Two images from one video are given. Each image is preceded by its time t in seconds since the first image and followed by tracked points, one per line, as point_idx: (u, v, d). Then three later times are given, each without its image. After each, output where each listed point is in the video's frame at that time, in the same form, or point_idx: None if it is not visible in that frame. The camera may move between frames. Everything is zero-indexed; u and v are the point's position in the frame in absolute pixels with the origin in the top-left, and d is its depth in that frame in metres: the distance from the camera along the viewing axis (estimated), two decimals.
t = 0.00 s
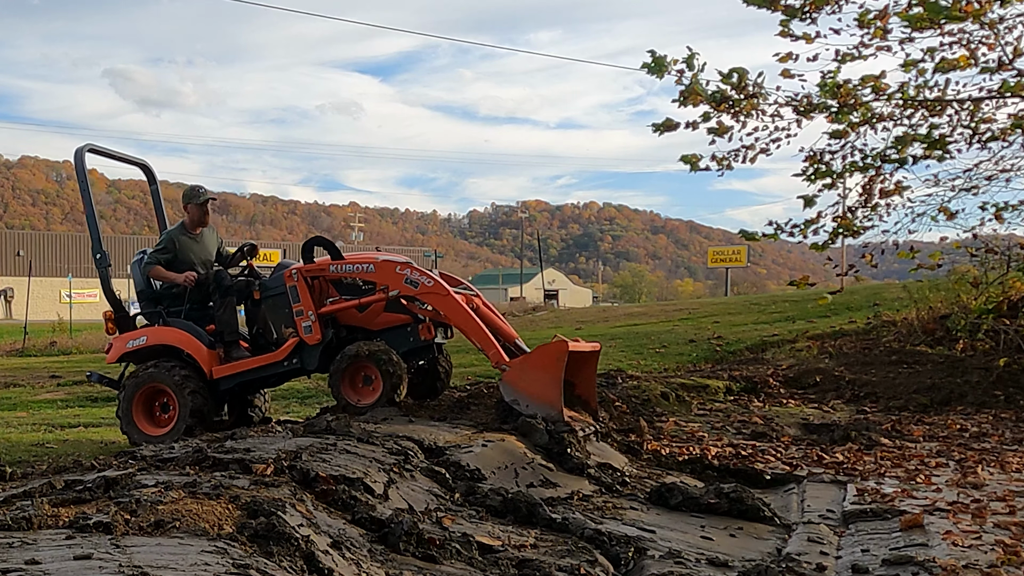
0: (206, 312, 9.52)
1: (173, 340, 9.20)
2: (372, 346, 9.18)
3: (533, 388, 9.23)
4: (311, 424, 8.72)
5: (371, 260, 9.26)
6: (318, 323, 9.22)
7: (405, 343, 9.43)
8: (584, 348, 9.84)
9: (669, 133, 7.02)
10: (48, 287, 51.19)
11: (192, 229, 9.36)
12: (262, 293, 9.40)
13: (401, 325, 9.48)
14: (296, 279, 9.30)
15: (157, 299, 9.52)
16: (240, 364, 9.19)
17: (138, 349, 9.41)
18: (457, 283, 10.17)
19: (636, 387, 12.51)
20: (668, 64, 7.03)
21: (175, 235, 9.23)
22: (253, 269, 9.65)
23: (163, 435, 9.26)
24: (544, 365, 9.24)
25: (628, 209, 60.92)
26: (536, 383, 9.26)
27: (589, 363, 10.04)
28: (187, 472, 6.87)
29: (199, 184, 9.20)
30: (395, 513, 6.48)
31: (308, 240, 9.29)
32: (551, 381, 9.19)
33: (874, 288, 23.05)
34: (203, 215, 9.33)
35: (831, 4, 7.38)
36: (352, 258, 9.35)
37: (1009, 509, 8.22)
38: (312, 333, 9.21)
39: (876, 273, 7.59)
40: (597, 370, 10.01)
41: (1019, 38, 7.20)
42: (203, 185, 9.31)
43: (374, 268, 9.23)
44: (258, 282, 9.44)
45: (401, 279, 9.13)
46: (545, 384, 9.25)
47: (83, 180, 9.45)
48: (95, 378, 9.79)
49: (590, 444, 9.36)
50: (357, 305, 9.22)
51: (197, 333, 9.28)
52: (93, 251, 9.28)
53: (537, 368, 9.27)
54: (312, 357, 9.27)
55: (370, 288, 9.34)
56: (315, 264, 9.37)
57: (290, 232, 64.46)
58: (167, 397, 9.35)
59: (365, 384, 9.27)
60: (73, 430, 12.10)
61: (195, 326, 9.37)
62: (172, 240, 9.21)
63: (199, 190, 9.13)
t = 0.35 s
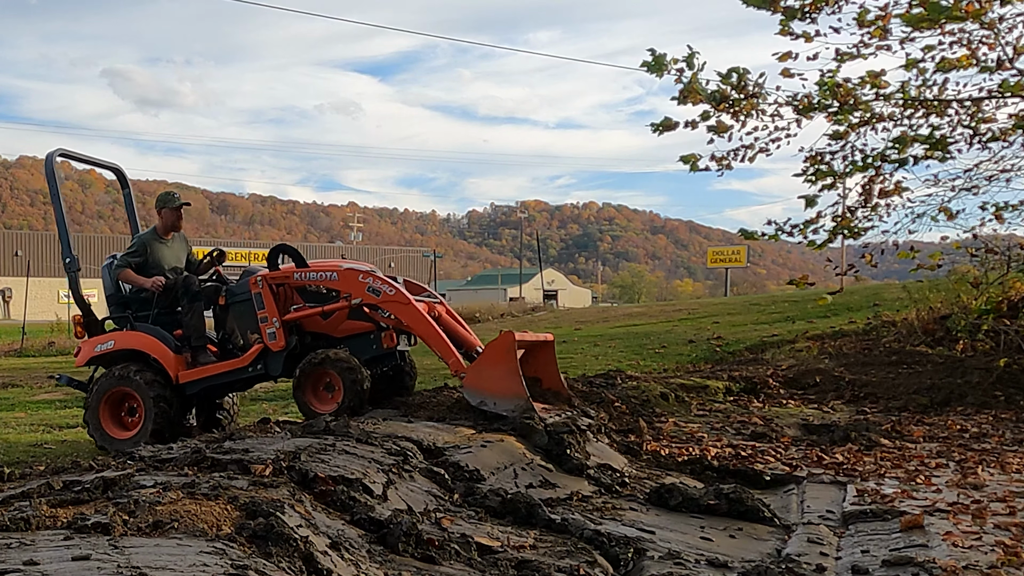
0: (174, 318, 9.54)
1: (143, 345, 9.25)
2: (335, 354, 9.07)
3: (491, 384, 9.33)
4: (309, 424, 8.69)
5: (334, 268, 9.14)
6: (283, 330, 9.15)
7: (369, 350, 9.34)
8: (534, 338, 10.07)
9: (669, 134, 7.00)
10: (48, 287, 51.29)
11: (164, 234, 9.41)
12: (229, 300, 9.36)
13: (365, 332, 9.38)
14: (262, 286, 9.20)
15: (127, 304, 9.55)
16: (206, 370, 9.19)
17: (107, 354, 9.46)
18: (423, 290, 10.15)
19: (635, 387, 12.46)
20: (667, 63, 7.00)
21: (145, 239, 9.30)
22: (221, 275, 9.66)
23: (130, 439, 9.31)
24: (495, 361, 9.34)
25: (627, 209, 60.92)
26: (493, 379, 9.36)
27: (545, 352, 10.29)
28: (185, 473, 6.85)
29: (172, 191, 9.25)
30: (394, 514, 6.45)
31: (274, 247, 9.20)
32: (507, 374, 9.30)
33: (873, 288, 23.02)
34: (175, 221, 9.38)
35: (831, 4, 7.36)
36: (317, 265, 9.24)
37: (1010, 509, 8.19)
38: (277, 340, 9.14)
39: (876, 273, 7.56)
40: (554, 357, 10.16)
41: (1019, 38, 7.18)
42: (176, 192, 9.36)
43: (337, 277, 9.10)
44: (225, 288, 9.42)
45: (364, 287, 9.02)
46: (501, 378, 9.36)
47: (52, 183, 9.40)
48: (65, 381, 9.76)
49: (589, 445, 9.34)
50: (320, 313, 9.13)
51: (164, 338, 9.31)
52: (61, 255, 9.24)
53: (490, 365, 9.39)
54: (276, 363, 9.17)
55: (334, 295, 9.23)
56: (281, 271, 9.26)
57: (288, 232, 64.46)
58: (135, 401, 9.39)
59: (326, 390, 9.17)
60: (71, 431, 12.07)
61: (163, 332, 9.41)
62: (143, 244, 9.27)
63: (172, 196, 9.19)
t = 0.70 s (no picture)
0: (140, 320, 9.53)
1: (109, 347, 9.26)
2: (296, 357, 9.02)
3: (449, 384, 9.29)
4: (307, 424, 8.67)
5: (295, 271, 9.11)
6: (246, 333, 9.12)
7: (330, 352, 9.31)
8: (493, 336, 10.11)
9: (668, 134, 6.98)
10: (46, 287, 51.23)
11: (133, 236, 9.40)
12: (194, 302, 9.34)
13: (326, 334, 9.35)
14: (224, 289, 9.16)
15: (95, 305, 9.54)
16: (172, 371, 9.19)
17: (74, 355, 9.45)
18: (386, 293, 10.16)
19: (634, 388, 12.40)
20: (667, 62, 6.97)
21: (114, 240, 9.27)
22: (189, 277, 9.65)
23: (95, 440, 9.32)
24: (448, 361, 9.32)
25: (627, 209, 60.90)
26: (450, 379, 9.32)
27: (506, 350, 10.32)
28: (183, 473, 6.82)
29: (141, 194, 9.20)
30: (393, 515, 6.43)
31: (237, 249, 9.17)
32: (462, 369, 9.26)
33: (873, 289, 22.98)
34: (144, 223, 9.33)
35: (831, 4, 7.35)
36: (278, 267, 9.21)
37: (1010, 510, 8.17)
38: (240, 342, 9.11)
39: (876, 273, 7.55)
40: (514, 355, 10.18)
41: (1019, 37, 7.16)
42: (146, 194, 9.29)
43: (298, 280, 9.07)
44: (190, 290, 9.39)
45: (324, 289, 8.99)
46: (458, 375, 9.32)
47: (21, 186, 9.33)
48: (33, 383, 9.75)
49: (589, 446, 9.32)
50: (282, 316, 9.09)
51: (130, 340, 9.32)
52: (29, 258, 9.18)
53: (443, 367, 9.38)
54: (239, 365, 9.15)
55: (295, 297, 9.19)
56: (242, 273, 9.22)
57: (286, 232, 64.45)
58: (101, 403, 9.39)
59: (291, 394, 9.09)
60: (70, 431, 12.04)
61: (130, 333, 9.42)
62: (114, 246, 9.26)
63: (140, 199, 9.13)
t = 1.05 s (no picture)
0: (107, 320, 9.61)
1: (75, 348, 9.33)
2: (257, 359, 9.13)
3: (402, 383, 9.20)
4: (305, 425, 8.64)
5: (256, 272, 9.20)
6: (208, 333, 9.27)
7: (291, 352, 9.38)
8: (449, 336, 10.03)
9: (668, 134, 6.94)
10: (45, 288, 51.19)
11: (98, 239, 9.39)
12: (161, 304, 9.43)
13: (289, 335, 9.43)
14: (188, 289, 9.33)
15: (63, 306, 9.62)
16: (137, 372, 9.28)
17: (41, 355, 9.53)
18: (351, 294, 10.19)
19: (633, 388, 12.38)
20: (666, 63, 6.94)
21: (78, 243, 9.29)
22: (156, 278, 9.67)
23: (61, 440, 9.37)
24: (400, 359, 9.24)
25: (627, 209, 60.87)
26: (403, 377, 9.24)
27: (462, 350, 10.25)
28: (182, 474, 6.79)
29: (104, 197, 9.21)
30: (392, 515, 6.40)
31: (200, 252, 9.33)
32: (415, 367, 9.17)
33: (874, 289, 22.95)
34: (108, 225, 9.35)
35: (831, 3, 7.32)
36: (241, 268, 9.33)
37: (1010, 511, 8.14)
38: (202, 342, 9.25)
39: (876, 273, 7.54)
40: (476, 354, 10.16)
41: (1020, 36, 7.13)
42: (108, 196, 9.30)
43: (258, 281, 9.17)
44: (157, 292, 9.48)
45: (284, 290, 9.07)
46: (412, 373, 9.24)
47: None
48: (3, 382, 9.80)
49: (588, 446, 9.31)
50: (243, 316, 9.23)
51: (96, 341, 9.41)
52: None
53: (398, 365, 9.29)
54: (201, 365, 9.30)
55: (257, 298, 9.32)
56: (206, 275, 9.38)
57: (285, 232, 64.43)
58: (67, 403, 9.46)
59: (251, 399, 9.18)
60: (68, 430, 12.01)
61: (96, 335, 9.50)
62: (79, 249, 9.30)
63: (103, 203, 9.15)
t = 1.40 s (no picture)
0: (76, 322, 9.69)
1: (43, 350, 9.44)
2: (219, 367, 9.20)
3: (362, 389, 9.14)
4: (304, 425, 8.62)
5: (222, 281, 9.29)
6: (175, 339, 9.35)
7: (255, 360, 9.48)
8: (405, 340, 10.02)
9: (667, 135, 6.90)
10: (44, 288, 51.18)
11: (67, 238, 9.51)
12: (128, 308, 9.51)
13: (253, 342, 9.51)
14: (154, 295, 9.39)
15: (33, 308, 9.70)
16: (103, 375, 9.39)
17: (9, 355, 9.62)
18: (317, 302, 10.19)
19: (633, 388, 12.37)
20: (666, 63, 6.91)
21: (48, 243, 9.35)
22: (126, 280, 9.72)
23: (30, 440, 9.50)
24: (356, 365, 9.20)
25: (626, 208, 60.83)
26: (361, 384, 9.19)
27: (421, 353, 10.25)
28: (181, 475, 6.76)
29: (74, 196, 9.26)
30: (391, 516, 6.38)
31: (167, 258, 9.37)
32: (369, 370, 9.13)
33: (874, 289, 22.94)
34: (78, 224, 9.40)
35: (831, 3, 7.29)
36: (207, 276, 9.40)
37: (1010, 512, 8.12)
38: (168, 348, 9.34)
39: (876, 274, 7.47)
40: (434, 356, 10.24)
41: (1020, 35, 7.11)
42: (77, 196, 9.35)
43: (224, 289, 9.25)
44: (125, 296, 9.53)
45: (249, 300, 9.16)
46: (369, 378, 9.20)
47: None
48: None
49: (588, 447, 9.29)
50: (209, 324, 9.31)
51: (63, 342, 9.52)
52: None
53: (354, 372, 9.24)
54: (167, 371, 9.41)
55: (223, 306, 9.37)
56: (173, 281, 9.43)
57: (284, 232, 64.40)
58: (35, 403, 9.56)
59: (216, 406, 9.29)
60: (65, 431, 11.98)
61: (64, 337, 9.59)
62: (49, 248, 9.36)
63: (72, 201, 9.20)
